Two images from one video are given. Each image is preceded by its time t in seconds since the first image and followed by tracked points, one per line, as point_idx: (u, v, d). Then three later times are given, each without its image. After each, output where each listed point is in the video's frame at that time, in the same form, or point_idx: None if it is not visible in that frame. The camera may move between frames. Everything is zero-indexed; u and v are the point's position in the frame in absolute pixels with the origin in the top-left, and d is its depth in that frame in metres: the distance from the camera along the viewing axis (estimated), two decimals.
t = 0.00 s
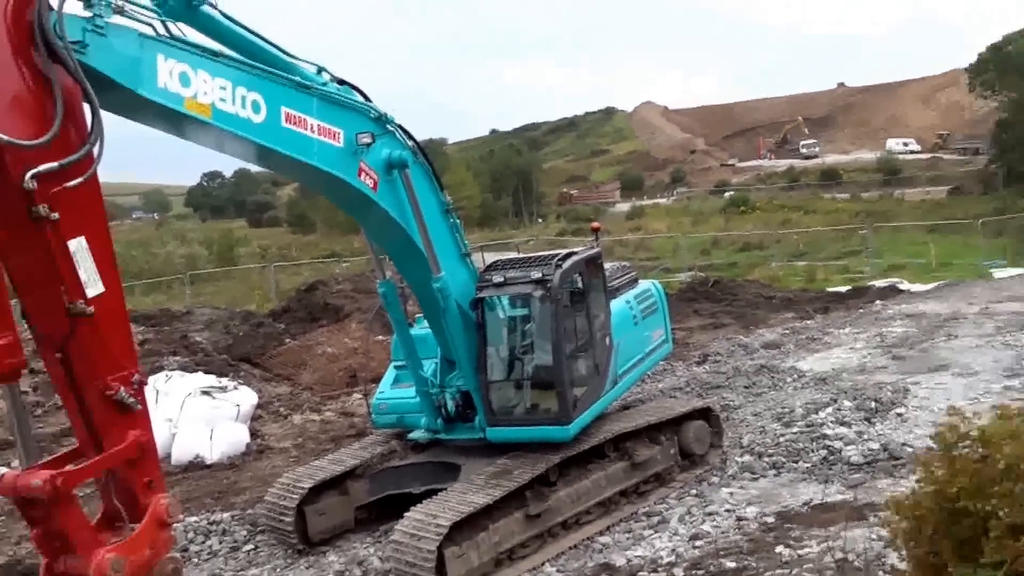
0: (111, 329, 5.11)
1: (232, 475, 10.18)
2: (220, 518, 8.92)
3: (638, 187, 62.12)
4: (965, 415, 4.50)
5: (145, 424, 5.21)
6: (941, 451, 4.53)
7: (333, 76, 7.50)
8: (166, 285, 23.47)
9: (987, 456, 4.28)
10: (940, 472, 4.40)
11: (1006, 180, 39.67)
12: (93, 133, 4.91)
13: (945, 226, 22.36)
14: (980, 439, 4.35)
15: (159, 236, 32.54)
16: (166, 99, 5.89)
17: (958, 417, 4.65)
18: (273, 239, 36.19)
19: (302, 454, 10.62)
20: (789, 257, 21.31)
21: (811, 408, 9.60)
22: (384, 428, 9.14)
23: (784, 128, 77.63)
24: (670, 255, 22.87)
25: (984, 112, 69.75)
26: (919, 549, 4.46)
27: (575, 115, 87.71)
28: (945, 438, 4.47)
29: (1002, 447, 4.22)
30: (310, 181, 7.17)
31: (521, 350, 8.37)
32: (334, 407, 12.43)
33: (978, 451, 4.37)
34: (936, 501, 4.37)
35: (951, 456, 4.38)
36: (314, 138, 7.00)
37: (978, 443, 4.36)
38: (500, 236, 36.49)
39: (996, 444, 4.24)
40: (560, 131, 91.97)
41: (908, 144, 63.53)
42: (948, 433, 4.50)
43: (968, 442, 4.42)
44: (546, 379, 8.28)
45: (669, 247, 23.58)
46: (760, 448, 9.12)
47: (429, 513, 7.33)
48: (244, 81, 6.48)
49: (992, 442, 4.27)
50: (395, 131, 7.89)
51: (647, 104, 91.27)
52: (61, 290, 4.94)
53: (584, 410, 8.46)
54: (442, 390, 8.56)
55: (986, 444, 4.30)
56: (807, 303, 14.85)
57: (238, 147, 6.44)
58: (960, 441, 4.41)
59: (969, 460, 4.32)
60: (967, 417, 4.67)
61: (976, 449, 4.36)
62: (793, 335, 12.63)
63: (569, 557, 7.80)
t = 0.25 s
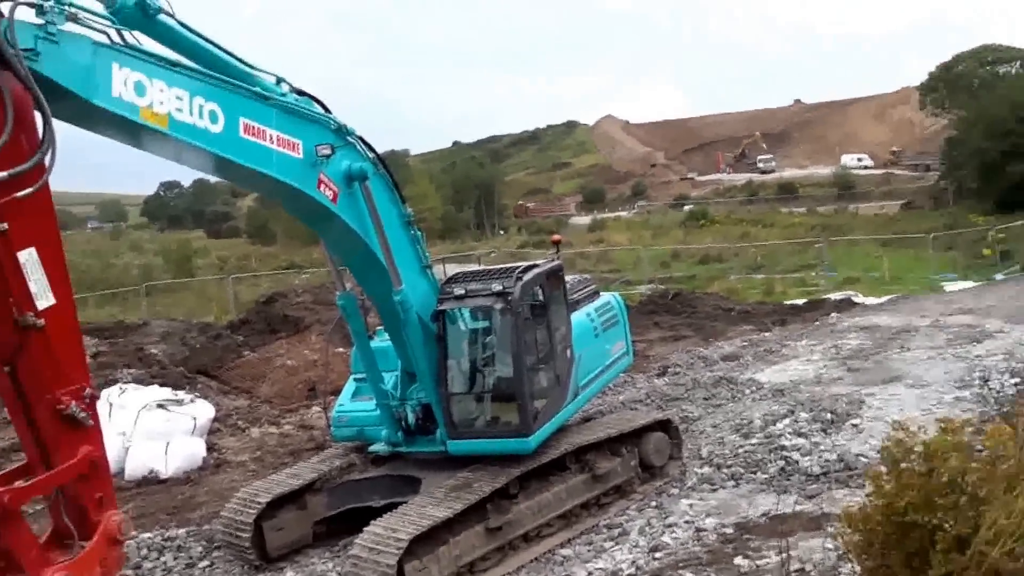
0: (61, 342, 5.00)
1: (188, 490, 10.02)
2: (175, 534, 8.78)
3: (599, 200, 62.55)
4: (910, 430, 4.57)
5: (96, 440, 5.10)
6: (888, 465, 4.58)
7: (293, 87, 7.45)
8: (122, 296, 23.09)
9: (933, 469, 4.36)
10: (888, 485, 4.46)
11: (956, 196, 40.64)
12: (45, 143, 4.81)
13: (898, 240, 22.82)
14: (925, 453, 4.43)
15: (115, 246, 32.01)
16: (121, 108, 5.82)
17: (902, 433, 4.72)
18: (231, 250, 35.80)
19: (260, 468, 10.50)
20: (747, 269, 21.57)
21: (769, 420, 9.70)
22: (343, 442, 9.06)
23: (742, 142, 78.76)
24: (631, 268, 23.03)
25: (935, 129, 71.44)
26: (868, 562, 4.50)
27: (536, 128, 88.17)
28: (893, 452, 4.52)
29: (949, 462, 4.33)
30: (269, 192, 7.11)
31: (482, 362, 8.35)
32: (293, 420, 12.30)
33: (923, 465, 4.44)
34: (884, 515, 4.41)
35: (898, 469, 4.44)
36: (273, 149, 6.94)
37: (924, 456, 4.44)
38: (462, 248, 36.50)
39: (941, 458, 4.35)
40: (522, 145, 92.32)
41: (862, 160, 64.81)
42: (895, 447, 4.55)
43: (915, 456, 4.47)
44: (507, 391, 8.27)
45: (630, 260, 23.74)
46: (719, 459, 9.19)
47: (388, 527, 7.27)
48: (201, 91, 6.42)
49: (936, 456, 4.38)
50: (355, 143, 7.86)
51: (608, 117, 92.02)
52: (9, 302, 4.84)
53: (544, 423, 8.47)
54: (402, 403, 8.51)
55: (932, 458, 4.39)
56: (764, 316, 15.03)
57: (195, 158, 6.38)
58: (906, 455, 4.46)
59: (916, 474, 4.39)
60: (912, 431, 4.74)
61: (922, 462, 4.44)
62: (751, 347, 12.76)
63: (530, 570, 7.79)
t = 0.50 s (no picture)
0: (14, 355, 4.89)
1: (143, 506, 9.85)
2: (131, 551, 8.62)
3: (561, 213, 62.84)
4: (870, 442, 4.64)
5: (48, 456, 4.99)
6: (848, 476, 4.65)
7: (253, 97, 7.40)
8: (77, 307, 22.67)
9: (892, 482, 4.43)
10: (849, 499, 4.51)
11: (910, 210, 41.59)
12: None
13: (854, 253, 23.21)
14: (885, 465, 4.50)
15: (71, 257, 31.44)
16: (78, 118, 5.75)
17: (863, 444, 4.80)
18: (190, 261, 35.36)
19: (218, 482, 10.35)
20: (707, 282, 21.78)
21: (729, 431, 9.78)
22: (303, 455, 8.97)
23: (702, 156, 79.92)
24: (593, 280, 23.15)
25: (890, 145, 72.96)
26: None
27: (499, 140, 88.41)
28: (852, 464, 4.60)
29: (906, 473, 4.38)
30: (229, 204, 7.04)
31: (444, 375, 8.33)
32: (252, 433, 12.15)
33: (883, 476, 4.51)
34: (845, 527, 4.47)
35: (859, 482, 4.50)
36: (232, 160, 6.87)
37: (884, 468, 4.50)
38: (425, 259, 36.43)
39: (899, 471, 4.40)
40: (484, 157, 92.42)
41: (819, 174, 65.98)
42: (856, 458, 4.63)
43: (875, 467, 4.55)
44: (468, 404, 8.25)
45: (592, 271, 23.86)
46: (680, 471, 9.24)
47: (349, 542, 7.20)
48: (160, 101, 6.35)
49: (896, 469, 4.43)
50: (316, 154, 7.82)
51: (570, 130, 92.55)
52: None
53: (506, 436, 8.46)
54: (364, 416, 8.44)
55: (892, 470, 4.44)
56: (724, 328, 15.18)
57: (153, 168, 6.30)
58: (866, 466, 4.54)
59: (875, 486, 4.46)
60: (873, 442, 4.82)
61: (882, 474, 4.51)
62: (712, 359, 12.88)
63: None
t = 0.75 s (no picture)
0: None
1: (100, 522, 9.68)
2: (87, 568, 8.46)
3: (526, 224, 63.03)
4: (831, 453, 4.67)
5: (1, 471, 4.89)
6: (810, 488, 4.68)
7: (215, 108, 7.34)
8: (33, 319, 22.28)
9: (853, 494, 4.47)
10: (811, 510, 4.53)
11: (868, 223, 42.31)
12: None
13: (814, 265, 23.52)
14: (846, 476, 4.54)
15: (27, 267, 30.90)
16: (35, 127, 5.69)
17: (823, 455, 4.83)
18: (150, 271, 34.94)
19: (177, 497, 10.21)
20: (671, 294, 21.94)
21: (692, 442, 9.84)
22: (264, 469, 8.89)
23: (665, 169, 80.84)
24: (557, 291, 23.22)
25: (848, 159, 74.22)
26: None
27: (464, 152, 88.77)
28: (814, 476, 4.63)
29: (868, 487, 4.41)
30: (190, 215, 6.95)
31: (407, 387, 8.29)
32: (212, 447, 12.00)
33: (844, 487, 4.55)
34: (808, 538, 4.47)
35: (821, 493, 4.53)
36: (194, 170, 6.79)
37: (845, 480, 4.54)
38: (389, 271, 36.38)
39: (861, 484, 4.43)
40: (449, 168, 92.34)
41: (779, 188, 67.08)
42: (817, 470, 4.66)
43: (837, 479, 4.59)
44: (432, 416, 8.22)
45: (557, 283, 23.93)
46: (643, 482, 9.27)
47: (310, 557, 7.12)
48: (119, 111, 6.27)
49: (857, 481, 4.46)
50: (279, 165, 7.76)
51: (534, 142, 93.05)
52: None
53: (470, 448, 8.44)
54: (326, 429, 8.37)
55: (853, 483, 4.48)
56: (687, 339, 15.29)
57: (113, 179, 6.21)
58: (827, 478, 4.58)
59: (836, 498, 4.50)
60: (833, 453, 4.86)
61: (842, 486, 4.55)
62: (675, 370, 12.96)
63: None
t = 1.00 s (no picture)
0: None
1: (55, 537, 9.53)
2: None
3: (494, 234, 63.31)
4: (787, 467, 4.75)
5: None
6: (767, 502, 4.74)
7: (178, 117, 7.26)
8: None
9: (809, 508, 4.48)
10: (768, 523, 4.56)
11: (829, 233, 44.54)
12: None
13: (778, 276, 23.75)
14: (801, 490, 4.58)
15: None
16: None
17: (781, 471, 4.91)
18: (111, 280, 34.56)
19: (136, 511, 10.07)
20: (637, 303, 22.05)
21: (658, 452, 9.86)
22: (226, 482, 8.84)
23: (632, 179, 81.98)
24: (525, 300, 23.26)
25: (811, 171, 76.49)
26: None
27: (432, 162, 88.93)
28: (769, 490, 4.70)
29: (822, 499, 4.42)
30: (151, 224, 6.85)
31: (372, 398, 8.25)
32: (173, 459, 11.86)
33: (798, 501, 4.59)
34: (763, 551, 4.49)
35: (776, 507, 4.56)
36: (155, 179, 6.70)
37: (801, 495, 4.57)
38: (357, 280, 36.38)
39: (816, 497, 4.45)
40: (418, 177, 92.28)
41: (744, 199, 68.01)
42: (773, 484, 4.73)
43: (792, 493, 4.63)
44: (397, 428, 8.19)
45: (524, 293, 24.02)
46: (609, 493, 9.28)
47: (271, 570, 7.04)
48: (79, 119, 6.20)
49: (812, 494, 4.48)
50: (244, 174, 7.69)
51: (503, 152, 93.61)
52: None
53: (436, 459, 8.41)
54: (289, 441, 8.29)
55: (809, 496, 4.50)
56: (654, 349, 15.35)
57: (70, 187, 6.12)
58: (783, 492, 4.64)
59: (792, 512, 4.53)
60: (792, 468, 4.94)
61: (798, 500, 4.59)
62: (642, 380, 13.00)
63: None
